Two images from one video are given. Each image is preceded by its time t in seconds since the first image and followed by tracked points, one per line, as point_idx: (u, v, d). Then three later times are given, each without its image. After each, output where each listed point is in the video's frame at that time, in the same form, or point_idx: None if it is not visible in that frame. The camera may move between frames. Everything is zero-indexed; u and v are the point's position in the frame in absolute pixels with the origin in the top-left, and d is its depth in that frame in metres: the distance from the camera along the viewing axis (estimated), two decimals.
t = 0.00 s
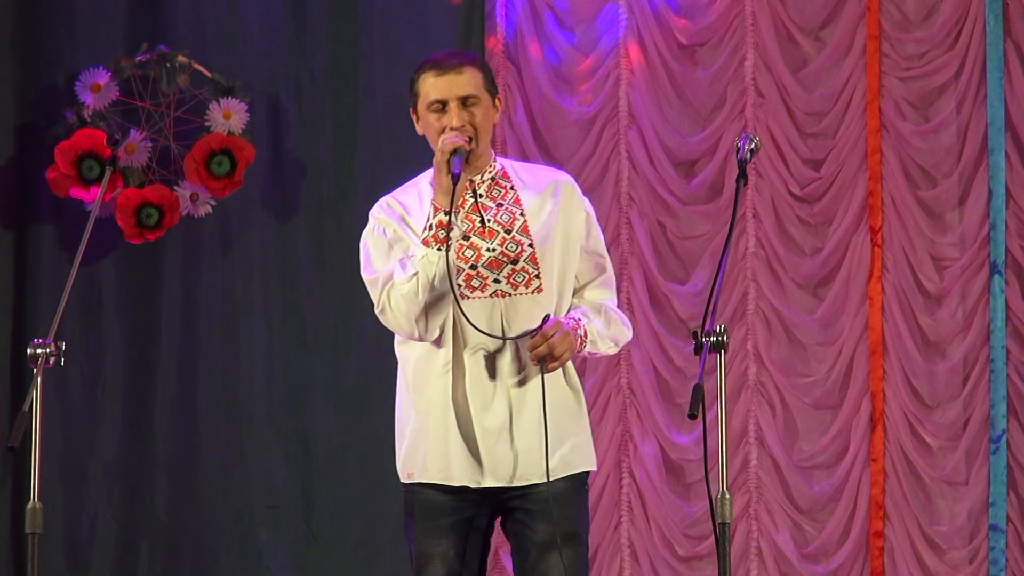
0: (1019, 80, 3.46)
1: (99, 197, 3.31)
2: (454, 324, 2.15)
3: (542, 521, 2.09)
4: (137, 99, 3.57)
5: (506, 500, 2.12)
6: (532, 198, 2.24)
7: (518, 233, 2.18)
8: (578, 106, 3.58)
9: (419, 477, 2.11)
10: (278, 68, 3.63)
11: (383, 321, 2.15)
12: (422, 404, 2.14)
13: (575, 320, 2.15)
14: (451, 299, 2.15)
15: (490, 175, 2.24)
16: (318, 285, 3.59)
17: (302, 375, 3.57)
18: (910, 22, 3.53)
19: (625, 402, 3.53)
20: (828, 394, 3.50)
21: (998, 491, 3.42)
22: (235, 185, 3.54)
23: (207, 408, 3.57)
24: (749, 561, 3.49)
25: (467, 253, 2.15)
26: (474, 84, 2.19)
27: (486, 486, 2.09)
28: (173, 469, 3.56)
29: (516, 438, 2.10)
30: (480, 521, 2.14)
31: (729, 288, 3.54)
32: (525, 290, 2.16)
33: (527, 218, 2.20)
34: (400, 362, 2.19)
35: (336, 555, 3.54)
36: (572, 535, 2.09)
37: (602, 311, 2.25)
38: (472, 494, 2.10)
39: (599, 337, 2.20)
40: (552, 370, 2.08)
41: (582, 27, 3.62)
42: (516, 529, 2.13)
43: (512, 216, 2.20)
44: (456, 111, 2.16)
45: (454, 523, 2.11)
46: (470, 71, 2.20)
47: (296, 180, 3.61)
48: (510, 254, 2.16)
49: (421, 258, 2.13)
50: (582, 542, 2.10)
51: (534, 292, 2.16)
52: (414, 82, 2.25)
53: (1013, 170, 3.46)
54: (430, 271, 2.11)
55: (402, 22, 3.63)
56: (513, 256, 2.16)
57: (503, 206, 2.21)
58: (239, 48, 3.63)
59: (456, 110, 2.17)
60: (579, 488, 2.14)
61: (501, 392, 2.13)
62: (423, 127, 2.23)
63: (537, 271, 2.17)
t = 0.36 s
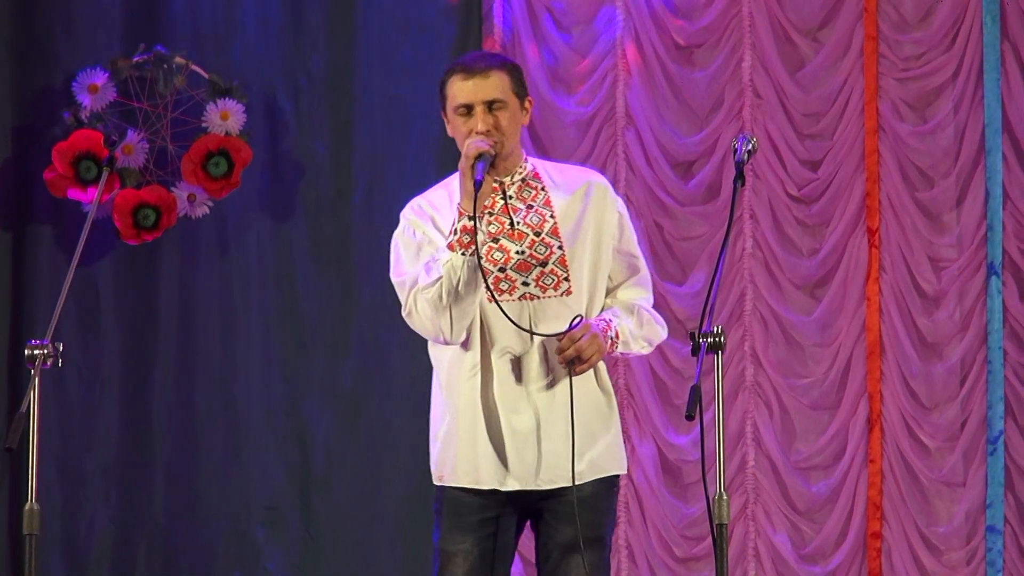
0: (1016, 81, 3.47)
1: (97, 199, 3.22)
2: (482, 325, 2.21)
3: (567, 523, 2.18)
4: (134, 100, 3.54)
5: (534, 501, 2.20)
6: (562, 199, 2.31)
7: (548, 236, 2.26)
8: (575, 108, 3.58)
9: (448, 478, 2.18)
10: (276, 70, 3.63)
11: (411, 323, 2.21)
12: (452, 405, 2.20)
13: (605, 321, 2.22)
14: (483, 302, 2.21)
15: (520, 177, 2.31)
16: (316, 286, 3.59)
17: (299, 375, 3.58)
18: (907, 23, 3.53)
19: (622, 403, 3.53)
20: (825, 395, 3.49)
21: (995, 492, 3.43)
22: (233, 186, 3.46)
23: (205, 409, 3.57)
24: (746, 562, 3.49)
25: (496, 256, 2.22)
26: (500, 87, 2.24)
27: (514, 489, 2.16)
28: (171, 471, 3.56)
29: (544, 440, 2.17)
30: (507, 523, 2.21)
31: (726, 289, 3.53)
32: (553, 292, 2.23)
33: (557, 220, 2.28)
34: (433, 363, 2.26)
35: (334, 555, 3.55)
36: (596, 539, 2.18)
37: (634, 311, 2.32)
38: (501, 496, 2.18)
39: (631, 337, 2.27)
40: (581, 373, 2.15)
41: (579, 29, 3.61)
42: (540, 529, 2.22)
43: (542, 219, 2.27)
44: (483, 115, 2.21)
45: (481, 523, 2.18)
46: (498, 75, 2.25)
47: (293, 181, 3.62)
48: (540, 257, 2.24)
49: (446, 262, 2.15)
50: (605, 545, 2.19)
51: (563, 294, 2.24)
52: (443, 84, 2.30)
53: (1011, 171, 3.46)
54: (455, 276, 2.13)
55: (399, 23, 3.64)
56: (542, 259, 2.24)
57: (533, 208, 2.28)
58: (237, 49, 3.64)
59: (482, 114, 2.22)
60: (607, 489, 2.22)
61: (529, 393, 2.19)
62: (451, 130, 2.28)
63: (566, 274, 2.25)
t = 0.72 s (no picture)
0: (1014, 82, 3.47)
1: (96, 200, 3.23)
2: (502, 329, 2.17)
3: (584, 526, 2.13)
4: (132, 101, 3.55)
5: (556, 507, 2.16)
6: (592, 208, 2.25)
7: (574, 246, 2.21)
8: (574, 109, 3.59)
9: (469, 483, 2.16)
10: (274, 71, 3.63)
11: (431, 323, 2.18)
12: (473, 409, 2.18)
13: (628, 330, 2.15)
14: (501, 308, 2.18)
15: (553, 185, 2.25)
16: (315, 287, 3.60)
17: (297, 376, 3.58)
18: (906, 24, 3.52)
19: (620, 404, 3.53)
20: (823, 396, 3.50)
21: (992, 493, 3.43)
22: (231, 187, 3.46)
23: (203, 410, 3.57)
24: (745, 563, 3.50)
25: (520, 264, 2.19)
26: (533, 93, 2.18)
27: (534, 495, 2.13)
28: (169, 472, 3.56)
29: (564, 447, 2.14)
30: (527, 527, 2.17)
31: (724, 290, 3.53)
32: (574, 304, 2.19)
33: (585, 231, 2.23)
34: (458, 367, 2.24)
35: (332, 557, 3.55)
36: (614, 541, 2.13)
37: (662, 322, 2.22)
38: (522, 501, 2.14)
39: (659, 347, 2.18)
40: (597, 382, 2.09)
41: (577, 30, 3.62)
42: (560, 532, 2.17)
43: (570, 229, 2.22)
44: (513, 121, 2.16)
45: (500, 526, 2.14)
46: (533, 81, 2.19)
47: (292, 183, 3.62)
48: (563, 267, 2.19)
49: (465, 266, 2.14)
50: (624, 548, 2.13)
51: (584, 307, 2.19)
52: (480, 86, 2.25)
53: (1009, 172, 3.47)
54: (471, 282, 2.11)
55: (398, 25, 3.64)
56: (566, 270, 2.19)
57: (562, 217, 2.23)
58: (235, 51, 3.64)
59: (512, 120, 2.16)
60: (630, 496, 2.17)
61: (550, 402, 2.16)
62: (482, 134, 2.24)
63: (589, 286, 2.20)
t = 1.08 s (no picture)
0: (1013, 84, 3.46)
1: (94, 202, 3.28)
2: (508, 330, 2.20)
3: (585, 526, 2.15)
4: (131, 104, 3.55)
5: (558, 510, 2.16)
6: (609, 217, 2.29)
7: (587, 252, 2.24)
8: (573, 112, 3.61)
9: (473, 480, 2.16)
10: (273, 74, 3.63)
11: (440, 313, 2.19)
12: (479, 409, 2.19)
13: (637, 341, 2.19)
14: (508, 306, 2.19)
15: (572, 190, 2.28)
16: (313, 289, 3.60)
17: (296, 378, 3.58)
18: (905, 27, 3.52)
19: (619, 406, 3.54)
20: (822, 398, 3.50)
21: (991, 496, 3.41)
22: (230, 189, 3.46)
23: (202, 412, 3.57)
24: (744, 565, 3.51)
25: (532, 265, 2.21)
26: (564, 95, 2.21)
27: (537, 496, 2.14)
28: (167, 474, 3.56)
29: (570, 449, 2.15)
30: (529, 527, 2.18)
31: (723, 292, 3.56)
32: (582, 310, 2.22)
33: (600, 239, 2.26)
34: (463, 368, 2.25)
35: (331, 558, 3.55)
36: (614, 542, 2.15)
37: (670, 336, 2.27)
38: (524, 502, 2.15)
39: (664, 360, 2.22)
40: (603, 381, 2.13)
41: (576, 32, 3.63)
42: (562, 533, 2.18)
43: (585, 235, 2.25)
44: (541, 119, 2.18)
45: (503, 527, 2.15)
46: (564, 83, 2.22)
47: (290, 185, 3.62)
48: (575, 272, 2.22)
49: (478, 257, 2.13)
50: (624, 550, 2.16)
51: (592, 313, 2.22)
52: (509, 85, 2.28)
53: (1007, 174, 3.45)
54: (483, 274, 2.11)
55: (396, 28, 3.65)
56: (577, 275, 2.22)
57: (578, 223, 2.26)
58: (235, 53, 3.64)
59: (540, 117, 2.19)
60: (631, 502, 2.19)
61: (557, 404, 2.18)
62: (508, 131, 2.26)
63: (599, 293, 2.23)
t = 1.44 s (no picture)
0: (1010, 86, 3.46)
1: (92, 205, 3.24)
2: (501, 322, 2.15)
3: (577, 525, 2.08)
4: (129, 106, 3.56)
5: (548, 507, 2.09)
6: (595, 218, 2.22)
7: (576, 251, 2.17)
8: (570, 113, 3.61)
9: (463, 474, 2.08)
10: (271, 76, 3.63)
11: (435, 305, 2.12)
12: (471, 401, 2.11)
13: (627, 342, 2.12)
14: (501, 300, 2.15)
15: (559, 191, 2.22)
16: (311, 291, 3.60)
17: (294, 380, 3.58)
18: (903, 29, 3.53)
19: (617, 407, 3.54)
20: (820, 401, 3.50)
21: (989, 498, 3.42)
22: (228, 190, 3.47)
23: (200, 413, 3.57)
24: (742, 567, 3.50)
25: (520, 263, 2.14)
26: (562, 89, 2.20)
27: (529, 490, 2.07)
28: (166, 475, 3.55)
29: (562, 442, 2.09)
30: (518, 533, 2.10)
31: (720, 294, 3.55)
32: (571, 308, 2.14)
33: (588, 239, 2.19)
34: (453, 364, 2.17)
35: (329, 560, 3.55)
36: (607, 540, 2.08)
37: (656, 338, 2.22)
38: (515, 498, 2.08)
39: (652, 363, 2.17)
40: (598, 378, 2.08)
41: (574, 34, 3.63)
42: (552, 535, 2.12)
43: (573, 235, 2.18)
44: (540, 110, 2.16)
45: (496, 532, 2.06)
46: (561, 78, 2.21)
47: (289, 187, 3.62)
48: (563, 271, 2.15)
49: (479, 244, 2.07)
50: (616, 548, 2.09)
51: (580, 311, 2.15)
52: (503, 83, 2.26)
53: (1005, 176, 3.46)
54: (483, 258, 2.04)
55: (394, 29, 3.65)
56: (565, 273, 2.15)
57: (567, 223, 2.19)
58: (233, 55, 3.64)
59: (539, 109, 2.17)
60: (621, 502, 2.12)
61: (549, 397, 2.12)
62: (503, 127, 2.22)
63: (587, 291, 2.15)
